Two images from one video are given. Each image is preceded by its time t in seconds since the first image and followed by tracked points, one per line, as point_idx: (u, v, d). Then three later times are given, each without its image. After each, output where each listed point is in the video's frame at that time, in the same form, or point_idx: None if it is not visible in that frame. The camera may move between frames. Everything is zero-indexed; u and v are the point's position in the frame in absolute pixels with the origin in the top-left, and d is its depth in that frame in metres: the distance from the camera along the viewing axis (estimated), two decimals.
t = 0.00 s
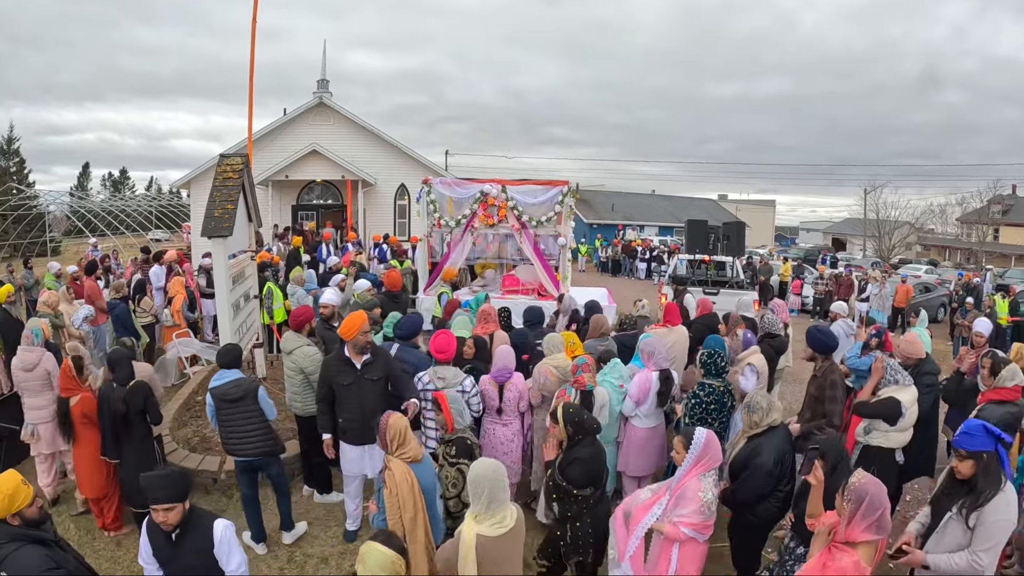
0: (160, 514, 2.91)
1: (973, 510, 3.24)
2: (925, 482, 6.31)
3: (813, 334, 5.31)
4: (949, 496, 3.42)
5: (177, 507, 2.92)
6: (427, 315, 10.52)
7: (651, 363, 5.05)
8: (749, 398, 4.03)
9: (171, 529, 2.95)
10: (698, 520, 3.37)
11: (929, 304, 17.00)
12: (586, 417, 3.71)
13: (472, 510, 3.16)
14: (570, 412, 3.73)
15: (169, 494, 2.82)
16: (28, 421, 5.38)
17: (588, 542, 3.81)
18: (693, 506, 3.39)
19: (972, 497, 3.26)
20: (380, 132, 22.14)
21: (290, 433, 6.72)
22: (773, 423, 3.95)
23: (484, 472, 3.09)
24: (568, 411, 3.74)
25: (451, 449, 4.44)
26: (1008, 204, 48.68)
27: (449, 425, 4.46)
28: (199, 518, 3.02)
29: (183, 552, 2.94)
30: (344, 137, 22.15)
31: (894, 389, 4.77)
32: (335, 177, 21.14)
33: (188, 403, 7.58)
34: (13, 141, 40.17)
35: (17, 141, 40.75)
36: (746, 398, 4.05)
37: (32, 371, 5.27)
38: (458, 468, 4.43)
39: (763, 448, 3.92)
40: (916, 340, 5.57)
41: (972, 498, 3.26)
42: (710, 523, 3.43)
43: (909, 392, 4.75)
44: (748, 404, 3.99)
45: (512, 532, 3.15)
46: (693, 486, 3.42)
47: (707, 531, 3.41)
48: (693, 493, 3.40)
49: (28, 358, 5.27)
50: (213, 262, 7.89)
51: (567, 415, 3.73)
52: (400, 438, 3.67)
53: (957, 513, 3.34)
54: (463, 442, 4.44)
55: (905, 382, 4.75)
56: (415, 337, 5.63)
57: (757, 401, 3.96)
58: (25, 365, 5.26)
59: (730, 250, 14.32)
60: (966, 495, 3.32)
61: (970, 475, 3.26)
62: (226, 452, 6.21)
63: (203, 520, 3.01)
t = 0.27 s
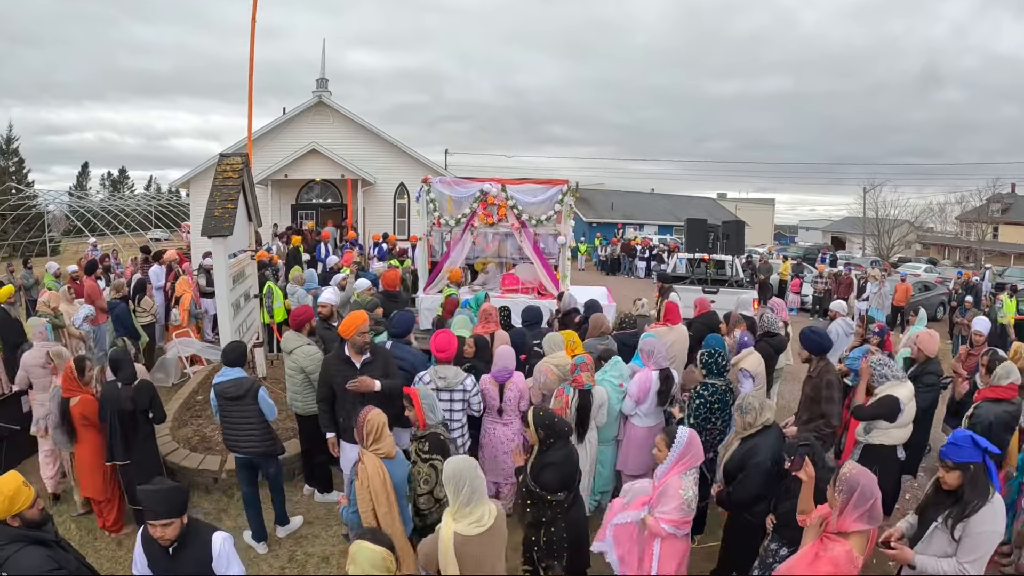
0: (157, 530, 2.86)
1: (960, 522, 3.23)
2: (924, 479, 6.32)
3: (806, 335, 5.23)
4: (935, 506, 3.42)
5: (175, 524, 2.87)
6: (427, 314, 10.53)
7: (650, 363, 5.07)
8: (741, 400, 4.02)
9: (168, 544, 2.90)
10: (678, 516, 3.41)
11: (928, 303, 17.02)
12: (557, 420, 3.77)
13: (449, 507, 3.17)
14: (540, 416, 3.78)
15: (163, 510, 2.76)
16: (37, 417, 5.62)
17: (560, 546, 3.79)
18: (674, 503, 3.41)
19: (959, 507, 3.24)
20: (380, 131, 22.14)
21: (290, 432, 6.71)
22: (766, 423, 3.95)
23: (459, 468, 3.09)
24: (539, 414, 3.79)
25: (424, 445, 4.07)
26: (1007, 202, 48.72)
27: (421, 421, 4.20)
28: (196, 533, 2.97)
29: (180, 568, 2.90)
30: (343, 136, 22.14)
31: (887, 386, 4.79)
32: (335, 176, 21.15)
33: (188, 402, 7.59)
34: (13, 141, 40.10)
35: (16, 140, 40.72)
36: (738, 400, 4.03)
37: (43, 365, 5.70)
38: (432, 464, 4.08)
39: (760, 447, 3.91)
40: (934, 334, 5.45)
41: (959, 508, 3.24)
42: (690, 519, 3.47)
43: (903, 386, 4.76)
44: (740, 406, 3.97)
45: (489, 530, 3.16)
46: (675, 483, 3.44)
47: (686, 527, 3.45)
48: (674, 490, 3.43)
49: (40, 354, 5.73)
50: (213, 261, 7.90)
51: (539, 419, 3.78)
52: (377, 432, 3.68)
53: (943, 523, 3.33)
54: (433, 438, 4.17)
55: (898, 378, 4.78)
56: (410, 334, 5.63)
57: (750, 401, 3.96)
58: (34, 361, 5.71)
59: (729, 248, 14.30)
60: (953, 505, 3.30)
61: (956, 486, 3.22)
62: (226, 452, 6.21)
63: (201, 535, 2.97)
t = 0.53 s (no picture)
0: (161, 551, 2.80)
1: (947, 532, 3.21)
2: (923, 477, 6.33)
3: (795, 335, 5.15)
4: (924, 513, 3.37)
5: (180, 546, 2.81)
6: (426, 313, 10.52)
7: (651, 361, 5.11)
8: (733, 397, 4.02)
9: (172, 566, 2.84)
10: (642, 510, 3.36)
11: (927, 301, 17.03)
12: (529, 415, 3.70)
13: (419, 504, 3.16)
14: (513, 410, 3.69)
15: (172, 530, 2.73)
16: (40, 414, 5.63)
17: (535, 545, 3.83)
18: (639, 496, 3.37)
19: (946, 516, 3.22)
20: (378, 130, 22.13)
21: (289, 431, 6.70)
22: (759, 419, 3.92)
23: (427, 462, 3.11)
24: (510, 409, 3.70)
25: (400, 444, 3.89)
26: (1006, 201, 48.75)
27: (398, 419, 4.17)
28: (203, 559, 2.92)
29: None
30: (342, 134, 22.13)
31: (886, 381, 4.80)
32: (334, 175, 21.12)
33: (187, 401, 7.57)
34: (11, 140, 40.04)
35: (14, 139, 40.68)
36: (729, 397, 4.04)
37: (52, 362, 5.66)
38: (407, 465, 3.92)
39: (750, 442, 3.85)
40: (937, 333, 5.46)
41: (946, 517, 3.22)
42: (656, 513, 3.42)
43: (900, 381, 4.76)
44: (731, 403, 3.98)
45: (459, 523, 3.16)
46: (642, 478, 3.43)
47: (652, 520, 3.41)
48: (640, 484, 3.40)
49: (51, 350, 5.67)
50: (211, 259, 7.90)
51: (510, 413, 3.70)
52: (346, 425, 3.68)
53: (931, 533, 3.29)
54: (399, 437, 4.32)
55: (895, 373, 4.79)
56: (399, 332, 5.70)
57: (740, 398, 3.97)
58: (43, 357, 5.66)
59: (728, 246, 14.31)
60: (940, 514, 3.29)
61: (945, 493, 3.21)
62: (225, 451, 6.20)
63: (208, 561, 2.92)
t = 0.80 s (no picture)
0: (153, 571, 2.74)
1: (933, 532, 3.21)
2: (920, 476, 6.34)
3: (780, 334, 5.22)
4: (911, 513, 3.37)
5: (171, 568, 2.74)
6: (424, 311, 10.51)
7: (648, 361, 5.10)
8: (712, 396, 3.98)
9: None
10: (619, 504, 3.38)
11: (925, 300, 17.02)
12: (505, 409, 3.77)
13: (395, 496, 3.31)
14: (490, 404, 3.77)
15: (171, 552, 2.70)
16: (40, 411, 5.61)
17: (506, 542, 3.82)
18: (615, 490, 3.40)
19: (932, 517, 3.22)
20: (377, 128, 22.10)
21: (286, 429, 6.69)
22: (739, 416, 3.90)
23: (407, 453, 3.24)
24: (488, 403, 3.78)
25: (369, 444, 3.92)
26: (1004, 200, 48.77)
27: (372, 419, 4.11)
28: None
29: None
30: (340, 132, 22.10)
31: (880, 377, 4.83)
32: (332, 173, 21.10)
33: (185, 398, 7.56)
34: (9, 139, 39.92)
35: (13, 138, 40.60)
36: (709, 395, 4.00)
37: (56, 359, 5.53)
38: (375, 464, 3.91)
39: (732, 440, 3.81)
40: (935, 331, 5.50)
41: (931, 519, 3.23)
42: (633, 507, 3.43)
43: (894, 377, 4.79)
44: (710, 401, 3.94)
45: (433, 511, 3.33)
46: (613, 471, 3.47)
47: (631, 513, 3.42)
48: (616, 477, 3.43)
49: (54, 347, 5.56)
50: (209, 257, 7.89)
51: (488, 408, 3.77)
52: (308, 425, 3.70)
53: (916, 533, 3.30)
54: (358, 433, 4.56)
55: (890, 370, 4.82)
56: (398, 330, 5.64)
57: (721, 396, 3.93)
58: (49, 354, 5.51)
59: (726, 245, 14.31)
60: (925, 514, 3.29)
61: (930, 490, 3.22)
62: (222, 449, 6.18)
63: None
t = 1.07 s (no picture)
0: None
1: (917, 526, 3.21)
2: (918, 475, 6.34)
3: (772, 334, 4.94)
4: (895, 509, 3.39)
5: None
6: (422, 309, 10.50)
7: (645, 359, 5.08)
8: (692, 399, 4.00)
9: None
10: (596, 498, 3.36)
11: (924, 299, 17.02)
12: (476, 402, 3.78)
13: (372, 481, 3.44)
14: (463, 396, 3.77)
15: (164, 565, 2.70)
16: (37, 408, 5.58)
17: (470, 534, 3.92)
18: (591, 484, 3.37)
19: (916, 511, 3.23)
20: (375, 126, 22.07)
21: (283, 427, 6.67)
22: (720, 419, 3.90)
23: (385, 445, 3.39)
24: (461, 395, 3.78)
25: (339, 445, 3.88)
26: (1003, 199, 48.77)
27: (343, 419, 4.04)
28: None
29: None
30: (338, 131, 22.06)
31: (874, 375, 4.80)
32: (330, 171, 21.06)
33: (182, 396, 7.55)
34: (7, 137, 39.80)
35: (11, 136, 40.52)
36: (688, 400, 4.02)
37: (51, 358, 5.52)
38: (344, 464, 3.86)
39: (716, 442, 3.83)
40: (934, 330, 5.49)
41: (915, 513, 3.24)
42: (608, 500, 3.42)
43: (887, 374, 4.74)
44: (691, 405, 3.96)
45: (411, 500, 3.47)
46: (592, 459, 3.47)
47: (606, 506, 3.42)
48: (591, 472, 3.39)
49: (49, 346, 5.55)
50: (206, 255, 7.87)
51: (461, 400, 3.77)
52: (261, 420, 3.70)
53: (901, 528, 3.30)
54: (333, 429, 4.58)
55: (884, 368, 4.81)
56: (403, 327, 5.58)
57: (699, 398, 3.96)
58: (45, 352, 5.50)
59: (725, 243, 14.30)
60: (911, 508, 3.30)
61: (913, 482, 3.24)
62: (219, 447, 6.16)
63: None
